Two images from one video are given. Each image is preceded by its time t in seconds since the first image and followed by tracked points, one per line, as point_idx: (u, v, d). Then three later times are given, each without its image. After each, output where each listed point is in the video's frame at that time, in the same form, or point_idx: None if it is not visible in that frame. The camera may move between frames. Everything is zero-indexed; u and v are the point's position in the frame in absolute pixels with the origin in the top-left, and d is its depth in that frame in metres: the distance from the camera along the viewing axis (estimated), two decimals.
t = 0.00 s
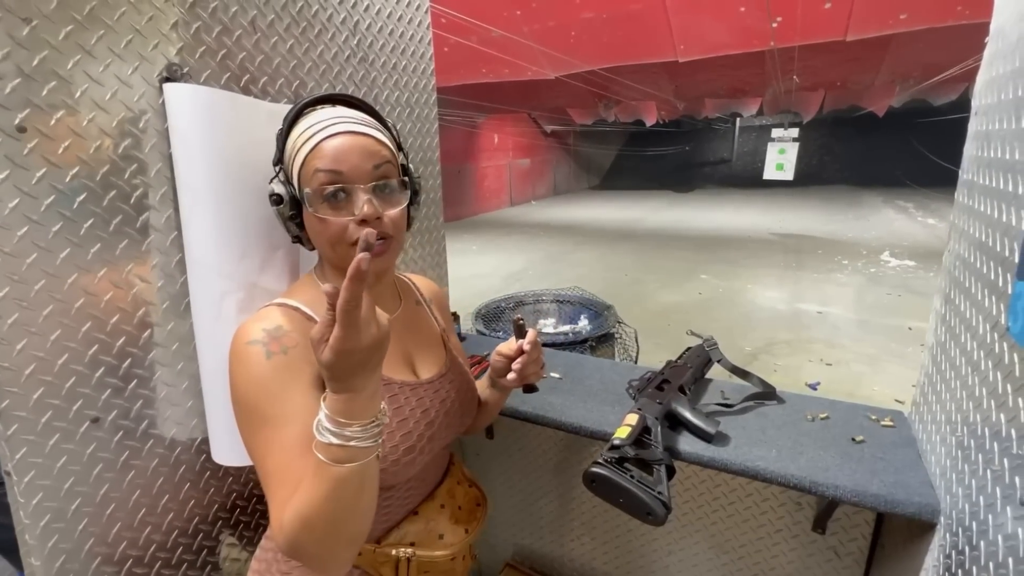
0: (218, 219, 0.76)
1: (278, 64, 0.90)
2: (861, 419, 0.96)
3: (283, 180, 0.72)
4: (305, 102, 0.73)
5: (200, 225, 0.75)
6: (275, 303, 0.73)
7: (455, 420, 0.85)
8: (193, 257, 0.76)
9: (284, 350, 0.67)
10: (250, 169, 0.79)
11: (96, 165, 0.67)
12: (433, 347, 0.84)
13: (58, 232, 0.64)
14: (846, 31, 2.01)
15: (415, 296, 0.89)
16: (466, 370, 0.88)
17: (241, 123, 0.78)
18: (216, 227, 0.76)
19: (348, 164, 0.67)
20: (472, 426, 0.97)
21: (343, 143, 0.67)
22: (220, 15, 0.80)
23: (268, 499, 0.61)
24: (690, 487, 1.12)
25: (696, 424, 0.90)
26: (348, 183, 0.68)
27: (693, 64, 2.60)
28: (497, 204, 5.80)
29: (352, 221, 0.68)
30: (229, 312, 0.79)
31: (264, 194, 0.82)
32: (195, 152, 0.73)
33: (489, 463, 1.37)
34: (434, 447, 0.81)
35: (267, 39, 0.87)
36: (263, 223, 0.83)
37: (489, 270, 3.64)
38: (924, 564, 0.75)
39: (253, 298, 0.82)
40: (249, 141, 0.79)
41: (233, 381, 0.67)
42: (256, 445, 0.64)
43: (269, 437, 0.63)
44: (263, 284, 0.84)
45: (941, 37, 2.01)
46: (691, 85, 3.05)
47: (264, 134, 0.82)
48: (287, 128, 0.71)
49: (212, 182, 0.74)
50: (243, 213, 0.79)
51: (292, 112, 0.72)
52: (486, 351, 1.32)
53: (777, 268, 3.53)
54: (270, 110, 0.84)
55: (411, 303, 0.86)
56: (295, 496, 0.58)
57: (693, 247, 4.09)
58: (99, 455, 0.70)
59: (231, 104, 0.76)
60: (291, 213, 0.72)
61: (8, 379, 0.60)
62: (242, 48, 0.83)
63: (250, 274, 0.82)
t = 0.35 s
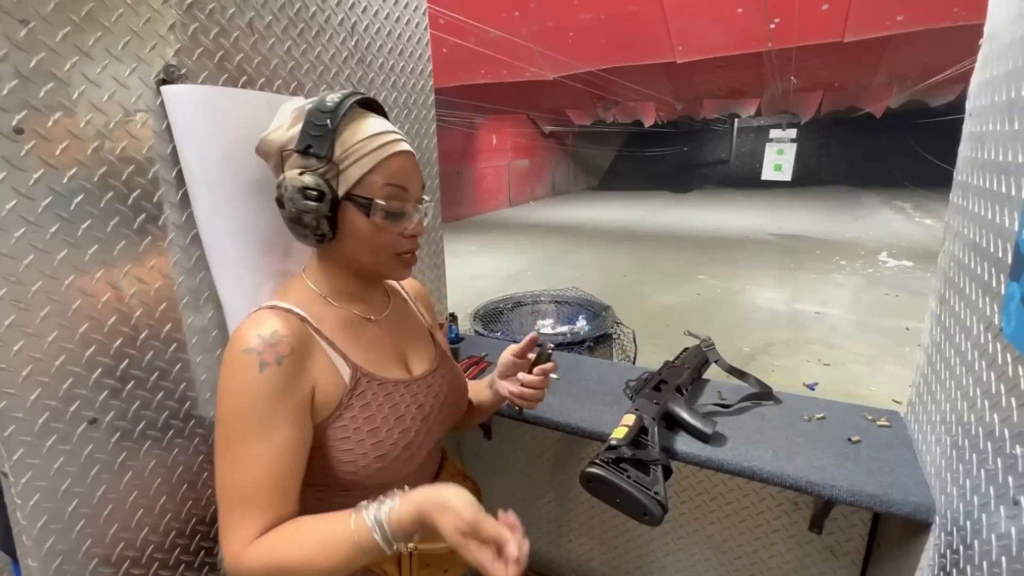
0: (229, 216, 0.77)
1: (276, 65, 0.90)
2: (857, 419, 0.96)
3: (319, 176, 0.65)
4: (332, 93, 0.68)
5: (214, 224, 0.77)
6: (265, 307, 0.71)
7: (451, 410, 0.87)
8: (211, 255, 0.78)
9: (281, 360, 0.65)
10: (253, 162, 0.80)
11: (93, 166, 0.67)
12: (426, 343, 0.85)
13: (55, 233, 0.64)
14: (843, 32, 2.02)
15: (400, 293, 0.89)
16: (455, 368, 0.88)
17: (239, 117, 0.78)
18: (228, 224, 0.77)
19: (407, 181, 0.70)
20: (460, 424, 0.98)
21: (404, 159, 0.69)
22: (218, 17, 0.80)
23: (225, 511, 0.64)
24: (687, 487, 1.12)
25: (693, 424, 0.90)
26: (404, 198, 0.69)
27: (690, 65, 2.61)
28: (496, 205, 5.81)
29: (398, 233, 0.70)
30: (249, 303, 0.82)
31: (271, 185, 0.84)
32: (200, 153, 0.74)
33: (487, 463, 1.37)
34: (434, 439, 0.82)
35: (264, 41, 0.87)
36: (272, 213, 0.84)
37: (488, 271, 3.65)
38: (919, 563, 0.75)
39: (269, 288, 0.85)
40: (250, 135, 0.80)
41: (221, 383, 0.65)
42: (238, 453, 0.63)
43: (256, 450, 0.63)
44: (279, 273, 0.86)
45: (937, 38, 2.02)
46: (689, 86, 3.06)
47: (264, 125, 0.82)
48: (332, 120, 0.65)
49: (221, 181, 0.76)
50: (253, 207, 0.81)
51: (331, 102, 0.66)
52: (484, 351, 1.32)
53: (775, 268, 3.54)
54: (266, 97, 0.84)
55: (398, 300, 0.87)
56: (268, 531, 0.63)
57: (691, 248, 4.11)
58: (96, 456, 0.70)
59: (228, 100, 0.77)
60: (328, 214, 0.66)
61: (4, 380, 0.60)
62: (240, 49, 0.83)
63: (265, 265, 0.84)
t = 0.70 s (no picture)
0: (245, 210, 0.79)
1: (275, 65, 0.90)
2: (855, 418, 0.96)
3: (350, 176, 0.64)
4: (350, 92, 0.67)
5: (231, 218, 0.79)
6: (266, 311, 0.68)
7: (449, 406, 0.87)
8: (231, 247, 0.81)
9: (308, 362, 0.63)
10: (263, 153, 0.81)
11: (92, 166, 0.67)
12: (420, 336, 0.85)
13: (54, 233, 0.64)
14: (841, 32, 2.02)
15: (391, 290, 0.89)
16: (449, 361, 0.88)
17: (245, 110, 0.78)
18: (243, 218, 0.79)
19: (426, 185, 0.72)
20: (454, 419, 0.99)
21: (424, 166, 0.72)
22: (217, 17, 0.80)
23: (271, 519, 0.61)
24: (684, 486, 1.12)
25: (692, 424, 0.90)
26: (423, 203, 0.72)
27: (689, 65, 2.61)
28: (495, 205, 5.81)
29: (414, 235, 0.72)
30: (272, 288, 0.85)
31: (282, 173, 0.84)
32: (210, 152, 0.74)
33: (486, 463, 1.37)
34: (441, 427, 0.84)
35: (263, 40, 0.87)
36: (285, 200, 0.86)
37: (487, 271, 3.64)
38: (917, 562, 0.75)
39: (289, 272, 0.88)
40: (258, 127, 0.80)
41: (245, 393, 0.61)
42: (278, 460, 0.60)
43: (296, 452, 0.60)
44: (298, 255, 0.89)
45: (935, 38, 2.03)
46: (687, 86, 3.06)
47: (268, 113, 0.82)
48: (362, 120, 0.63)
49: (234, 175, 0.77)
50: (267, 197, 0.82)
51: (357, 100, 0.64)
52: (483, 351, 1.32)
53: (774, 268, 3.54)
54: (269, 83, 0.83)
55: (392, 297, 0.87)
56: (331, 521, 0.63)
57: (690, 248, 4.11)
58: (95, 456, 0.70)
59: (234, 94, 0.76)
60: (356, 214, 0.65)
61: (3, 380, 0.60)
62: (239, 49, 0.83)
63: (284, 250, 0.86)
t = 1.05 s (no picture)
0: (234, 217, 0.78)
1: (273, 64, 0.89)
2: (854, 417, 0.96)
3: (379, 195, 0.57)
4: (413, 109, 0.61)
5: (219, 225, 0.77)
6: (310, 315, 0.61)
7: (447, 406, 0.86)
8: (215, 256, 0.79)
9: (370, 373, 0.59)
10: (257, 163, 0.80)
11: (88, 165, 0.66)
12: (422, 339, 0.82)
13: (50, 232, 0.63)
14: (839, 32, 2.02)
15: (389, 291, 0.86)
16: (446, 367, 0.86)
17: (242, 117, 0.78)
18: (232, 225, 0.77)
19: (456, 219, 0.64)
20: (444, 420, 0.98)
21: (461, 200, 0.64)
22: (214, 15, 0.79)
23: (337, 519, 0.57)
24: (682, 486, 1.12)
25: (691, 424, 0.90)
26: (449, 238, 0.64)
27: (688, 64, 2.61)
28: (494, 205, 5.81)
29: (430, 266, 0.64)
30: (257, 302, 0.83)
31: (274, 187, 0.83)
32: (202, 157, 0.73)
33: (485, 463, 1.37)
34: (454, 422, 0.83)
35: (261, 39, 0.87)
36: (275, 214, 0.84)
37: (486, 270, 3.64)
38: (917, 561, 0.75)
39: (274, 288, 0.85)
40: (251, 135, 0.79)
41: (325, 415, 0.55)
42: (378, 480, 0.56)
43: (393, 461, 0.57)
44: (284, 272, 0.87)
45: (933, 38, 2.03)
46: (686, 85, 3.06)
47: (261, 123, 0.82)
48: (414, 143, 0.58)
49: (226, 182, 0.76)
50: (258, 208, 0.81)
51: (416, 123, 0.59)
52: (483, 351, 1.32)
53: (773, 268, 3.55)
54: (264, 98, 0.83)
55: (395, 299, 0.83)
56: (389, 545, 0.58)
57: (689, 248, 4.11)
58: (92, 456, 0.70)
59: (231, 100, 0.76)
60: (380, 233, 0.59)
61: None
62: (236, 48, 0.83)
63: (271, 264, 0.84)
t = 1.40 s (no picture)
0: (233, 217, 0.77)
1: (271, 63, 0.89)
2: (853, 416, 0.96)
3: (484, 282, 0.62)
4: (527, 197, 0.65)
5: (217, 227, 0.76)
6: (344, 369, 0.62)
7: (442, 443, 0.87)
8: (212, 257, 0.78)
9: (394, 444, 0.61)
10: (258, 168, 0.80)
11: (86, 165, 0.66)
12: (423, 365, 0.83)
13: (48, 232, 0.63)
14: (837, 32, 2.03)
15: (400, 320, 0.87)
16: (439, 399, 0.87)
17: (243, 121, 0.78)
18: (231, 226, 0.77)
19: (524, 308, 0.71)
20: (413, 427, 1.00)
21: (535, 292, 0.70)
22: (212, 15, 0.79)
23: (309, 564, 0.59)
24: (681, 485, 1.12)
25: (690, 423, 0.90)
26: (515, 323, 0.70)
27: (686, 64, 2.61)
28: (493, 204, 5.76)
29: (489, 343, 0.70)
30: (253, 303, 0.82)
31: (274, 190, 0.84)
32: (201, 158, 0.73)
33: (483, 462, 1.37)
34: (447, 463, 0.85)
35: (260, 38, 0.86)
36: (274, 216, 0.84)
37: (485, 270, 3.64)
38: (915, 559, 0.75)
39: (270, 289, 0.84)
40: (251, 141, 0.80)
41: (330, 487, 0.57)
42: (365, 552, 0.59)
43: (379, 542, 0.60)
44: (280, 275, 0.86)
45: (931, 38, 2.03)
46: (685, 85, 3.06)
47: (262, 128, 0.82)
48: (526, 242, 0.63)
49: (225, 184, 0.75)
50: (258, 211, 0.81)
51: (534, 224, 0.63)
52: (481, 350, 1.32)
53: (771, 267, 3.55)
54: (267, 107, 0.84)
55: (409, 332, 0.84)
56: None
57: (688, 247, 4.12)
58: (91, 456, 0.70)
59: (232, 104, 0.76)
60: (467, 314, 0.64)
61: None
62: (234, 47, 0.83)
63: (268, 266, 0.84)
